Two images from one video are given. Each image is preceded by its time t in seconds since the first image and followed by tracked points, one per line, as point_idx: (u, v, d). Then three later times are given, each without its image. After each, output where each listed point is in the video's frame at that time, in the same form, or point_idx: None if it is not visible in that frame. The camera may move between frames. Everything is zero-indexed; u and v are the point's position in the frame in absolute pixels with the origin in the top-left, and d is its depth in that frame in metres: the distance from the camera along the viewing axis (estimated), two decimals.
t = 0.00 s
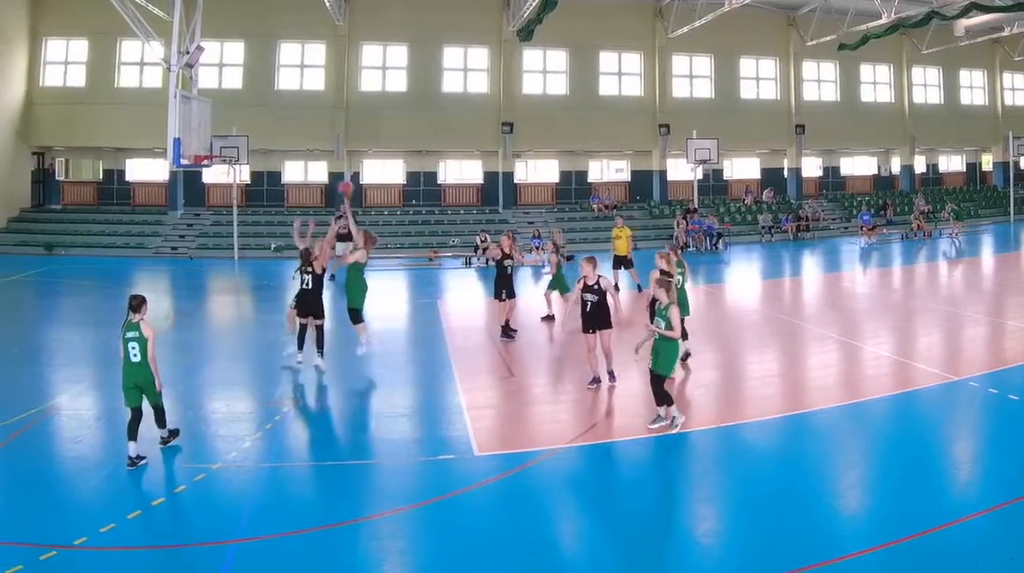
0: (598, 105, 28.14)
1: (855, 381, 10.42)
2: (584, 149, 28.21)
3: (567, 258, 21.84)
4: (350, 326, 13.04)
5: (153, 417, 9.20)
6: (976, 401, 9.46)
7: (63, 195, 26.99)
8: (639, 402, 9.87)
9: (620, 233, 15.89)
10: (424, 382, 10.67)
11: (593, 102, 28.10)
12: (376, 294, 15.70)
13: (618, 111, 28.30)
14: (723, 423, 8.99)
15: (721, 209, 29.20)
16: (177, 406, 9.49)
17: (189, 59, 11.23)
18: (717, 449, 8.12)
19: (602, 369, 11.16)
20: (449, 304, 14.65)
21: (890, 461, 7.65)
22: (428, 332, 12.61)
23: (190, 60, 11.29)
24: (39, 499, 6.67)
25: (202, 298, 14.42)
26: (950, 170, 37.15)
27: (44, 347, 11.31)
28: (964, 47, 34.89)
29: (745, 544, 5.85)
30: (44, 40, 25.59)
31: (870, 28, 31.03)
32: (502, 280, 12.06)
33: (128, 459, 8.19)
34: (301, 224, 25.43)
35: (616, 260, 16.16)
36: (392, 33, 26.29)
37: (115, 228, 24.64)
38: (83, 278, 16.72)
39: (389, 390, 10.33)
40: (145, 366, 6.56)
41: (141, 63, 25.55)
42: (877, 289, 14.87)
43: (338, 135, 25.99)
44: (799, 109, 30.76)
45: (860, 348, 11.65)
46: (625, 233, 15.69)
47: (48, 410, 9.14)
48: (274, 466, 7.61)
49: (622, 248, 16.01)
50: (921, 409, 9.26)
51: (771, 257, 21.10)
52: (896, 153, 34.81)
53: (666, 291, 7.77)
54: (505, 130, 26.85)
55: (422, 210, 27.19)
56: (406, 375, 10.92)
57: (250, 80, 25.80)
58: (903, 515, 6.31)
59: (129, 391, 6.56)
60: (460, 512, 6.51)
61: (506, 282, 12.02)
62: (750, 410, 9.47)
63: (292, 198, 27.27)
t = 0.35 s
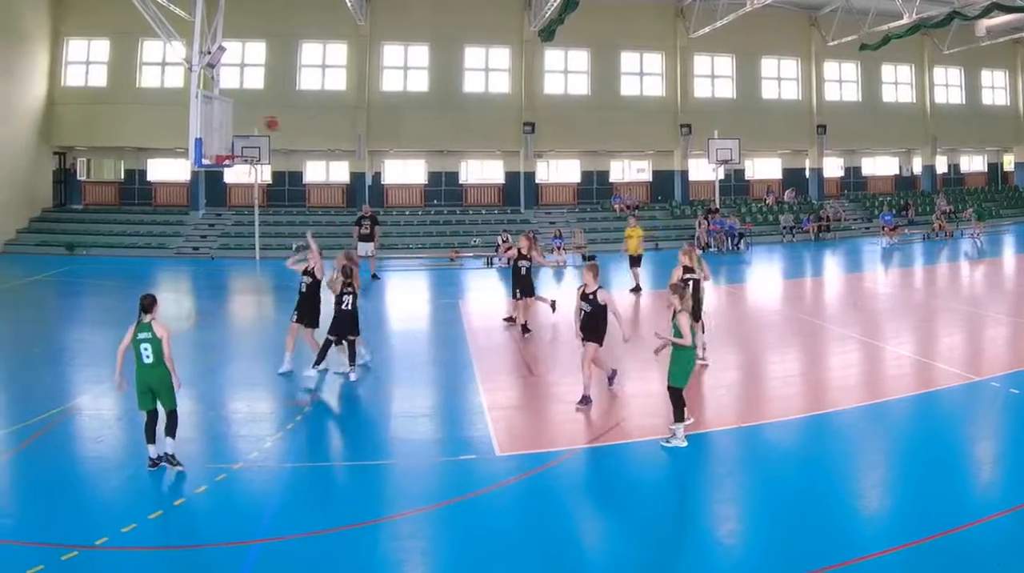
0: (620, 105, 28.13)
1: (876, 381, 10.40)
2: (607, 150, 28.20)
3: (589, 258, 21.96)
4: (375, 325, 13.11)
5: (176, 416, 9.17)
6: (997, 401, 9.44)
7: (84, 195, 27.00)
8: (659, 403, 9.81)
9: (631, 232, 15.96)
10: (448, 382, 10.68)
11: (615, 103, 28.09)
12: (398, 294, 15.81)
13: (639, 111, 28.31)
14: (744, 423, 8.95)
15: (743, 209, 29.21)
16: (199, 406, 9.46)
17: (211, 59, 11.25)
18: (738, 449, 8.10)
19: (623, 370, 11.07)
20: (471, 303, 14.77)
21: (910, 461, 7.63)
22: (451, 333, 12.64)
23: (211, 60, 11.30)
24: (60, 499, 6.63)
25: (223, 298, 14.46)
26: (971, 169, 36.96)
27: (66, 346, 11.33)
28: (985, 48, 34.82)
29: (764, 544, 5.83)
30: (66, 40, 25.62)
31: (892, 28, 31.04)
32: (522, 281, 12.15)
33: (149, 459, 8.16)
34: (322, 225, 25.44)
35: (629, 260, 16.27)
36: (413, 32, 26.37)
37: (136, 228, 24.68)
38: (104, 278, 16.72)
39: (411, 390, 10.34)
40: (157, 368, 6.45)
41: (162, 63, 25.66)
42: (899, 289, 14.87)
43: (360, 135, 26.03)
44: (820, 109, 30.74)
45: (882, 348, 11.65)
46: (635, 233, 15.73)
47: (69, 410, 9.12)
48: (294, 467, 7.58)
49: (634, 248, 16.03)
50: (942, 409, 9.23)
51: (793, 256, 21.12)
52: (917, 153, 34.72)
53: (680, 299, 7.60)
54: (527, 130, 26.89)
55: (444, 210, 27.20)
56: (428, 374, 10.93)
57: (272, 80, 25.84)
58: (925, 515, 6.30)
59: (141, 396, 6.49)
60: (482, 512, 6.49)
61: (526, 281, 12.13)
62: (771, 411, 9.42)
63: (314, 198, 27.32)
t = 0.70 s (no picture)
0: (641, 105, 28.11)
1: (899, 381, 10.35)
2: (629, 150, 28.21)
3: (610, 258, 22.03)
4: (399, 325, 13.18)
5: (198, 416, 9.10)
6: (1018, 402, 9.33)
7: (105, 195, 27.00)
8: (681, 402, 9.74)
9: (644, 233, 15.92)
10: (472, 381, 10.65)
11: (637, 103, 28.08)
12: (419, 294, 15.88)
13: (660, 111, 28.31)
14: (766, 423, 8.84)
15: (765, 209, 29.24)
16: (219, 407, 9.38)
17: (232, 59, 11.21)
18: (760, 447, 7.98)
19: (646, 370, 11.03)
20: (492, 303, 14.84)
21: (934, 460, 7.50)
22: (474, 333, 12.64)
23: (232, 60, 11.30)
24: (76, 496, 6.50)
25: (244, 298, 14.45)
26: (993, 170, 36.70)
27: (88, 347, 11.27)
28: (1007, 48, 34.69)
29: (792, 543, 5.66)
30: (87, 40, 25.59)
31: (913, 28, 31.04)
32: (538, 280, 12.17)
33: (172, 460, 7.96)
34: (342, 224, 25.50)
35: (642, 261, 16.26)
36: (435, 33, 26.41)
37: (158, 228, 24.67)
38: (126, 278, 16.73)
39: (433, 390, 10.28)
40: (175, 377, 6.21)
41: (184, 64, 25.63)
42: (920, 289, 14.88)
43: (381, 135, 26.05)
44: (842, 109, 30.64)
45: (903, 348, 11.64)
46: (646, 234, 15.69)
47: (91, 409, 8.96)
48: (308, 465, 7.45)
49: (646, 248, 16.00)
50: (964, 410, 9.13)
51: (815, 257, 21.14)
52: (939, 153, 34.67)
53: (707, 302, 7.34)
54: (548, 131, 26.83)
55: (465, 210, 27.24)
56: (451, 374, 10.90)
57: (294, 79, 25.89)
58: (951, 514, 6.17)
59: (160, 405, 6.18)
60: (500, 510, 6.35)
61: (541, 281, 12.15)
62: (793, 410, 9.34)
63: (335, 198, 27.38)
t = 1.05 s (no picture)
0: (662, 105, 28.08)
1: (921, 380, 10.34)
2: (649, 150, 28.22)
3: (632, 259, 22.04)
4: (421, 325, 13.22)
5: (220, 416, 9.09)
6: None
7: (127, 195, 27.05)
8: (702, 402, 9.72)
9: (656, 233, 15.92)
10: (493, 381, 10.64)
11: (658, 103, 28.06)
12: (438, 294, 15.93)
13: (682, 110, 28.30)
14: (786, 423, 8.80)
15: (786, 210, 29.28)
16: (240, 407, 9.36)
17: (253, 58, 11.26)
18: (780, 446, 7.96)
19: (667, 370, 11.02)
20: (513, 303, 14.88)
21: (955, 460, 7.47)
22: (495, 333, 12.65)
23: (254, 60, 11.34)
24: (99, 496, 6.48)
25: (266, 298, 14.48)
26: (1014, 169, 36.74)
27: (110, 347, 11.29)
28: None
29: (814, 543, 5.64)
30: (109, 39, 25.62)
31: (934, 28, 31.07)
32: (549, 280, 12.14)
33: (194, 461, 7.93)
34: (363, 224, 25.54)
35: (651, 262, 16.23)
36: (455, 32, 26.41)
37: (180, 228, 24.73)
38: (147, 277, 16.74)
39: (453, 390, 10.27)
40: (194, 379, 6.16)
41: (205, 63, 25.68)
42: (941, 289, 14.89)
43: (403, 135, 26.07)
44: (863, 108, 30.58)
45: (925, 348, 11.63)
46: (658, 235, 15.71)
47: (113, 409, 8.94)
48: (327, 464, 7.43)
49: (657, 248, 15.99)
50: (985, 410, 9.09)
51: (837, 257, 21.15)
52: (960, 153, 34.69)
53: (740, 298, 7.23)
54: (570, 131, 26.74)
55: (487, 210, 27.30)
56: (472, 374, 10.88)
57: (315, 79, 25.93)
58: (973, 514, 6.14)
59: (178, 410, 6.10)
60: (520, 509, 6.33)
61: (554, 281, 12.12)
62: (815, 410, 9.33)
63: (357, 198, 27.45)
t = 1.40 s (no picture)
0: (682, 105, 28.09)
1: (943, 380, 10.33)
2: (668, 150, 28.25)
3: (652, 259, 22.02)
4: (439, 326, 13.23)
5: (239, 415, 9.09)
6: None
7: (148, 195, 27.23)
8: (724, 401, 9.71)
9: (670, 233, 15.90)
10: (512, 381, 10.61)
11: (679, 103, 28.06)
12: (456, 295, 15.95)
13: (704, 111, 28.30)
14: (807, 423, 8.78)
15: (808, 210, 29.29)
16: (261, 407, 9.36)
17: (276, 58, 11.23)
18: (801, 445, 7.95)
19: (688, 371, 11.02)
20: (532, 303, 14.88)
21: (976, 460, 7.45)
22: (514, 333, 12.63)
23: (276, 60, 11.32)
24: (123, 496, 6.47)
25: (287, 298, 14.47)
26: None
27: (130, 347, 11.27)
28: None
29: (837, 543, 5.63)
30: (130, 40, 25.65)
31: (956, 28, 31.09)
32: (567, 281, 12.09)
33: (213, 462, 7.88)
34: (384, 224, 25.57)
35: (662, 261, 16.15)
36: (475, 32, 26.39)
37: (201, 228, 24.77)
38: (168, 277, 16.74)
39: (471, 390, 10.24)
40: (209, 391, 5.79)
41: (226, 63, 25.67)
42: (963, 289, 14.89)
43: (425, 135, 26.09)
44: (885, 108, 30.54)
45: (947, 348, 11.63)
46: (671, 235, 15.72)
47: (133, 409, 8.92)
48: (348, 464, 7.42)
49: (670, 248, 15.97)
50: (1006, 411, 9.06)
51: (860, 257, 21.14)
52: (982, 153, 34.74)
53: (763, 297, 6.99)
54: (592, 130, 26.84)
55: (508, 210, 27.34)
56: (491, 374, 10.86)
57: (337, 79, 25.98)
58: (996, 515, 6.12)
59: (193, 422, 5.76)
60: (541, 509, 6.32)
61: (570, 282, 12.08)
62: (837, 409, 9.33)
63: (378, 198, 27.46)
